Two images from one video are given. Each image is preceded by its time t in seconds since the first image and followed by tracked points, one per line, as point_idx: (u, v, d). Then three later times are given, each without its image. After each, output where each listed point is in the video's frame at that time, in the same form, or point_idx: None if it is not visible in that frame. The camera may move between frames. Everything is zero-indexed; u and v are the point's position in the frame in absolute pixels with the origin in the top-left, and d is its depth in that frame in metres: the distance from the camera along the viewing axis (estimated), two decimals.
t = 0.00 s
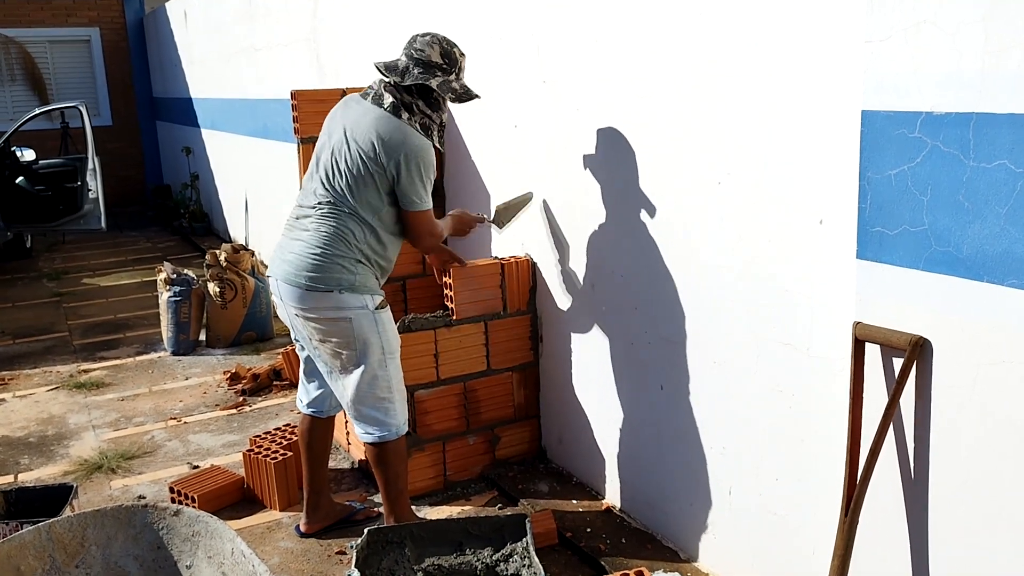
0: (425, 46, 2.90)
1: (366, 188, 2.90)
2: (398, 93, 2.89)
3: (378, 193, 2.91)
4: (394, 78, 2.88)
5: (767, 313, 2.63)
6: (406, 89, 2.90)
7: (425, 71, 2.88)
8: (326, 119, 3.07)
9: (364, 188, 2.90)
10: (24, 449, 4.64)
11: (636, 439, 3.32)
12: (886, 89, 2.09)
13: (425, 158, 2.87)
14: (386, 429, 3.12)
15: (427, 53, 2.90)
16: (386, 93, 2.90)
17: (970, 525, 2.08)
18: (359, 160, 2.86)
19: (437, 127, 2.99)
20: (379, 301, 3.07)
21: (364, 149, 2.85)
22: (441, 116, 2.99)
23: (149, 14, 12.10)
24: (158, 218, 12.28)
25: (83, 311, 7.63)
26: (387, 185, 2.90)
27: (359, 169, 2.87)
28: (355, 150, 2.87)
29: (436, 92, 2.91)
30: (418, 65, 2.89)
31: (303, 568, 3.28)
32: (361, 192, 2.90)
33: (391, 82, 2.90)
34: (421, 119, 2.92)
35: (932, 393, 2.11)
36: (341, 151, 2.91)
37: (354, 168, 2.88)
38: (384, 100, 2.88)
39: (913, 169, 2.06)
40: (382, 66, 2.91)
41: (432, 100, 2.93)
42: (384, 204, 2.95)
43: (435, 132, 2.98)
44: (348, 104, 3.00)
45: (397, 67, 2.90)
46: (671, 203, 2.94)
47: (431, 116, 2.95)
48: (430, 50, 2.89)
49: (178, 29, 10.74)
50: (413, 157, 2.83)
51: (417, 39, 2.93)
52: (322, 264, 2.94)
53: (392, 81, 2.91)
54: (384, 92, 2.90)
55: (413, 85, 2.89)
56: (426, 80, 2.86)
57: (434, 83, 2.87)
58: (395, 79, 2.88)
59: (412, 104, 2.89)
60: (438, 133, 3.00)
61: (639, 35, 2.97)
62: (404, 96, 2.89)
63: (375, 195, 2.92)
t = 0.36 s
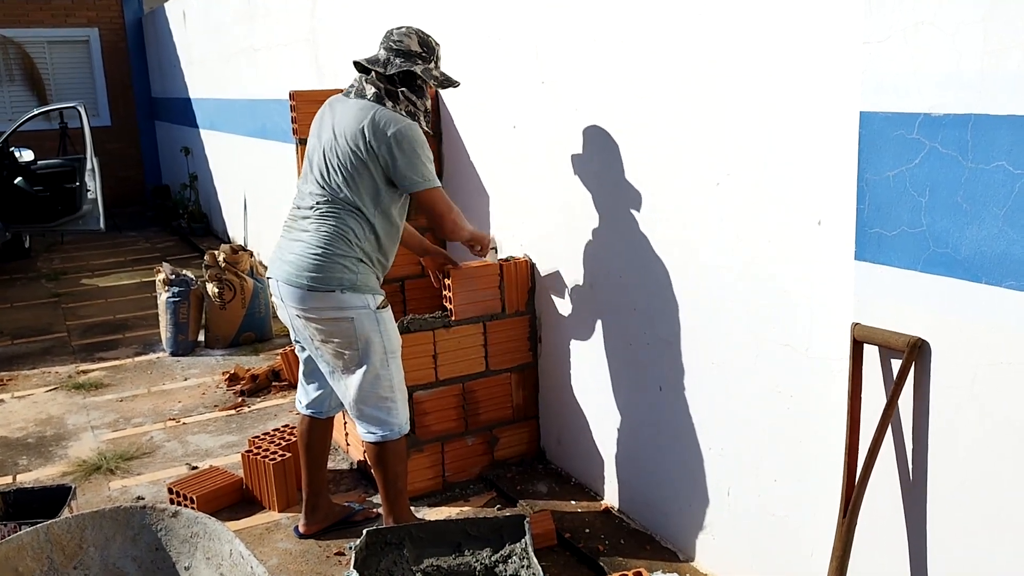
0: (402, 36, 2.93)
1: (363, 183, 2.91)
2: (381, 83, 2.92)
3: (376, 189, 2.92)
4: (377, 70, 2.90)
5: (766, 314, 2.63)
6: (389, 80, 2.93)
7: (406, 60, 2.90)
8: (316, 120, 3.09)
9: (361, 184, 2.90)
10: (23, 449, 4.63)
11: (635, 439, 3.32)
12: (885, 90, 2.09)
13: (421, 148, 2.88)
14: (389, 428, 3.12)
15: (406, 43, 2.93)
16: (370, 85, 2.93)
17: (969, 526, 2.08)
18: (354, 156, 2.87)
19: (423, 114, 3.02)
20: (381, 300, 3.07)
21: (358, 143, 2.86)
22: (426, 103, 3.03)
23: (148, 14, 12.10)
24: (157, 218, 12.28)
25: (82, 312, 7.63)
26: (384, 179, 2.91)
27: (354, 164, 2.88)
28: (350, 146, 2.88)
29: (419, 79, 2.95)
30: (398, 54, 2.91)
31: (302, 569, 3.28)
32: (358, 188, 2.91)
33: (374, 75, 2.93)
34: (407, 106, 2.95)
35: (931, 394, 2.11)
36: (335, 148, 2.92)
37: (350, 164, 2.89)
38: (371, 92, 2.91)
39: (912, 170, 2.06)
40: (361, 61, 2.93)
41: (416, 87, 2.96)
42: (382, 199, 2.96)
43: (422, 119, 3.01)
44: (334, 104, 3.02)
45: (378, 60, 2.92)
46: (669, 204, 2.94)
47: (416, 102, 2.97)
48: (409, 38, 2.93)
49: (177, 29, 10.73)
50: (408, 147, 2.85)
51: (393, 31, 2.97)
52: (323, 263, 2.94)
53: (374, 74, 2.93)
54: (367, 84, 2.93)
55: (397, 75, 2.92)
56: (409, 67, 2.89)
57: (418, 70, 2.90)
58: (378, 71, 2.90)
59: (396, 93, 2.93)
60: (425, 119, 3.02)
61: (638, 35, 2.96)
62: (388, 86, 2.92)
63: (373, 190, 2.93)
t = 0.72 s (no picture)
0: (398, 35, 2.96)
1: (364, 182, 2.92)
2: (378, 82, 2.95)
3: (376, 187, 2.93)
4: (374, 69, 2.92)
5: (765, 314, 2.63)
6: (387, 78, 2.95)
7: (403, 57, 2.93)
8: (314, 121, 3.10)
9: (362, 182, 2.91)
10: (24, 449, 4.64)
11: (635, 439, 3.32)
12: (884, 89, 2.10)
13: (420, 145, 2.89)
14: (392, 428, 3.13)
15: (401, 41, 2.95)
16: (367, 84, 2.95)
17: (968, 525, 2.09)
18: (353, 154, 2.89)
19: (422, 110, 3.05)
20: (383, 299, 3.08)
21: (358, 141, 2.87)
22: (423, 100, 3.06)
23: (148, 14, 12.10)
24: (158, 218, 12.29)
25: (83, 312, 7.64)
26: (384, 177, 2.92)
27: (354, 162, 2.89)
28: (350, 146, 2.89)
29: (416, 75, 2.97)
30: (394, 53, 2.94)
31: (303, 569, 3.29)
32: (359, 187, 2.92)
33: (372, 74, 2.95)
34: (406, 103, 2.97)
35: (930, 394, 2.12)
36: (335, 148, 2.93)
37: (350, 163, 2.90)
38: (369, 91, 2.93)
39: (911, 170, 2.07)
40: (357, 60, 2.95)
41: (413, 83, 2.99)
42: (383, 198, 2.97)
43: (421, 115, 3.03)
44: (333, 104, 3.04)
45: (375, 59, 2.94)
46: (669, 204, 2.94)
47: (416, 99, 3.00)
48: (404, 37, 2.95)
49: (177, 29, 10.74)
50: (408, 145, 2.86)
51: (388, 31, 2.99)
52: (325, 263, 2.95)
53: (372, 72, 2.96)
54: (364, 84, 2.96)
55: (394, 72, 2.95)
56: (407, 64, 2.92)
57: (415, 66, 2.93)
58: (376, 69, 2.92)
59: (394, 91, 2.95)
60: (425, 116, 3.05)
61: (637, 35, 2.97)
62: (386, 84, 2.95)
63: (373, 189, 2.94)
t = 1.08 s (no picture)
0: (403, 40, 2.98)
1: (365, 184, 2.94)
2: (383, 85, 2.98)
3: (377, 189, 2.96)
4: (379, 72, 2.95)
5: (761, 314, 2.65)
6: (391, 82, 2.98)
7: (408, 62, 2.95)
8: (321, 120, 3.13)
9: (363, 184, 2.94)
10: (24, 448, 4.67)
11: (631, 437, 3.35)
12: (876, 91, 2.12)
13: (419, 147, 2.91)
14: (389, 427, 3.15)
15: (407, 46, 2.97)
16: (372, 87, 2.99)
17: (956, 521, 2.12)
18: (354, 155, 2.92)
19: (423, 114, 3.08)
20: (382, 299, 3.10)
21: (358, 143, 2.90)
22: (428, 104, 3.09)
23: (147, 14, 12.13)
24: (157, 219, 12.32)
25: (82, 312, 7.67)
26: (386, 179, 2.94)
27: (354, 163, 2.92)
28: (353, 147, 2.91)
29: (420, 80, 3.00)
30: (399, 57, 2.96)
31: (301, 566, 3.32)
32: (360, 188, 2.94)
33: (377, 77, 2.98)
34: (408, 107, 3.01)
35: (920, 391, 2.14)
36: (338, 148, 2.96)
37: (352, 165, 2.93)
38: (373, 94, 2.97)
39: (900, 171, 2.09)
40: (363, 64, 2.99)
41: (416, 87, 3.02)
42: (384, 199, 2.99)
43: (422, 119, 3.07)
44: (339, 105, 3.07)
45: (380, 63, 2.98)
46: (665, 204, 2.97)
47: (418, 103, 3.04)
48: (411, 42, 2.97)
49: (176, 29, 10.76)
50: (406, 146, 2.88)
51: (395, 35, 3.01)
52: (324, 262, 2.98)
53: (376, 75, 2.99)
54: (368, 86, 2.99)
55: (398, 77, 2.97)
56: (411, 70, 2.94)
57: (419, 72, 2.95)
58: (381, 74, 2.95)
59: (397, 94, 2.99)
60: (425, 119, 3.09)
61: (633, 36, 3.00)
62: (390, 88, 2.98)
63: (374, 191, 2.96)
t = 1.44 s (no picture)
0: (465, 53, 3.07)
1: (416, 189, 3.01)
2: (444, 96, 3.04)
3: (427, 194, 3.02)
4: (440, 84, 3.02)
5: (798, 314, 2.65)
6: (452, 94, 3.05)
7: (469, 76, 3.04)
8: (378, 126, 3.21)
9: (414, 189, 3.01)
10: (75, 446, 4.81)
11: (669, 438, 3.36)
12: (910, 88, 2.12)
13: (472, 155, 2.96)
14: (431, 427, 3.21)
15: (469, 60, 3.06)
16: (433, 98, 3.06)
17: (997, 522, 2.10)
18: (407, 160, 2.99)
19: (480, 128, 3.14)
20: (426, 302, 3.16)
21: (413, 149, 2.97)
22: (484, 118, 3.15)
23: (191, 24, 12.40)
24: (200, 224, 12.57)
25: (129, 314, 7.86)
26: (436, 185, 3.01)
27: (407, 168, 2.99)
28: (406, 151, 2.99)
29: (479, 94, 3.07)
30: (461, 71, 3.04)
31: (343, 562, 3.38)
32: (410, 192, 3.01)
33: (437, 88, 3.06)
34: (466, 120, 3.08)
35: (959, 391, 2.13)
36: (393, 153, 3.03)
37: (405, 169, 3.00)
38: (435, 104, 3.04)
39: (937, 169, 2.09)
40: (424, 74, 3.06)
41: (476, 101, 3.09)
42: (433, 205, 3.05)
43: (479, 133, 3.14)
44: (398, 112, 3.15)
45: (442, 75, 3.05)
46: (702, 205, 2.98)
47: (476, 117, 3.11)
48: (473, 56, 3.06)
49: (220, 39, 10.98)
50: (458, 151, 2.94)
51: (457, 48, 3.09)
52: (371, 262, 3.05)
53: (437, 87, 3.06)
54: (429, 96, 3.07)
55: (458, 89, 3.04)
56: (471, 84, 3.03)
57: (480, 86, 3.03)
58: (442, 85, 3.02)
59: (456, 107, 3.06)
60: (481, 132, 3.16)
61: (669, 38, 3.02)
62: (451, 100, 3.05)
63: (425, 196, 3.03)
